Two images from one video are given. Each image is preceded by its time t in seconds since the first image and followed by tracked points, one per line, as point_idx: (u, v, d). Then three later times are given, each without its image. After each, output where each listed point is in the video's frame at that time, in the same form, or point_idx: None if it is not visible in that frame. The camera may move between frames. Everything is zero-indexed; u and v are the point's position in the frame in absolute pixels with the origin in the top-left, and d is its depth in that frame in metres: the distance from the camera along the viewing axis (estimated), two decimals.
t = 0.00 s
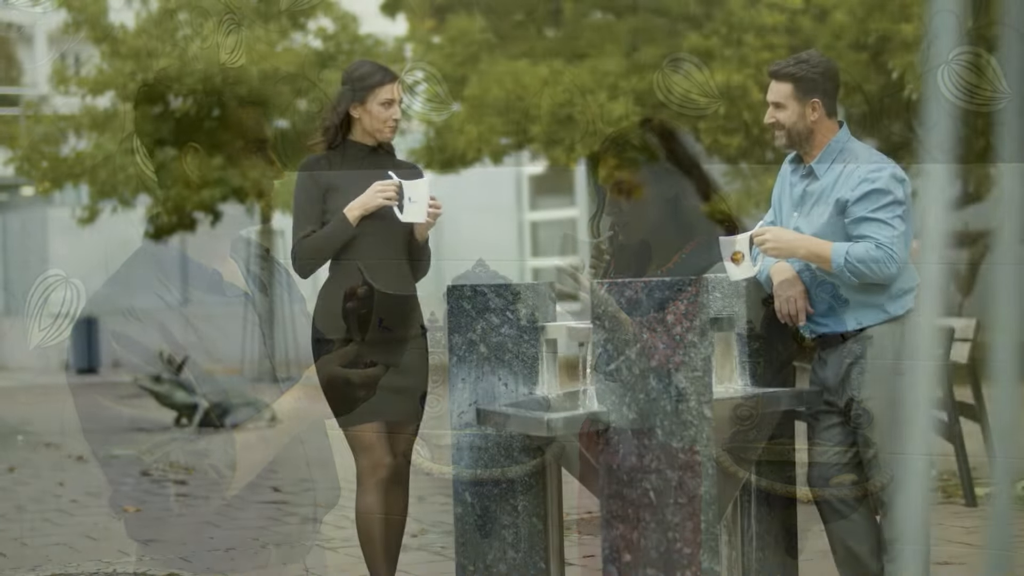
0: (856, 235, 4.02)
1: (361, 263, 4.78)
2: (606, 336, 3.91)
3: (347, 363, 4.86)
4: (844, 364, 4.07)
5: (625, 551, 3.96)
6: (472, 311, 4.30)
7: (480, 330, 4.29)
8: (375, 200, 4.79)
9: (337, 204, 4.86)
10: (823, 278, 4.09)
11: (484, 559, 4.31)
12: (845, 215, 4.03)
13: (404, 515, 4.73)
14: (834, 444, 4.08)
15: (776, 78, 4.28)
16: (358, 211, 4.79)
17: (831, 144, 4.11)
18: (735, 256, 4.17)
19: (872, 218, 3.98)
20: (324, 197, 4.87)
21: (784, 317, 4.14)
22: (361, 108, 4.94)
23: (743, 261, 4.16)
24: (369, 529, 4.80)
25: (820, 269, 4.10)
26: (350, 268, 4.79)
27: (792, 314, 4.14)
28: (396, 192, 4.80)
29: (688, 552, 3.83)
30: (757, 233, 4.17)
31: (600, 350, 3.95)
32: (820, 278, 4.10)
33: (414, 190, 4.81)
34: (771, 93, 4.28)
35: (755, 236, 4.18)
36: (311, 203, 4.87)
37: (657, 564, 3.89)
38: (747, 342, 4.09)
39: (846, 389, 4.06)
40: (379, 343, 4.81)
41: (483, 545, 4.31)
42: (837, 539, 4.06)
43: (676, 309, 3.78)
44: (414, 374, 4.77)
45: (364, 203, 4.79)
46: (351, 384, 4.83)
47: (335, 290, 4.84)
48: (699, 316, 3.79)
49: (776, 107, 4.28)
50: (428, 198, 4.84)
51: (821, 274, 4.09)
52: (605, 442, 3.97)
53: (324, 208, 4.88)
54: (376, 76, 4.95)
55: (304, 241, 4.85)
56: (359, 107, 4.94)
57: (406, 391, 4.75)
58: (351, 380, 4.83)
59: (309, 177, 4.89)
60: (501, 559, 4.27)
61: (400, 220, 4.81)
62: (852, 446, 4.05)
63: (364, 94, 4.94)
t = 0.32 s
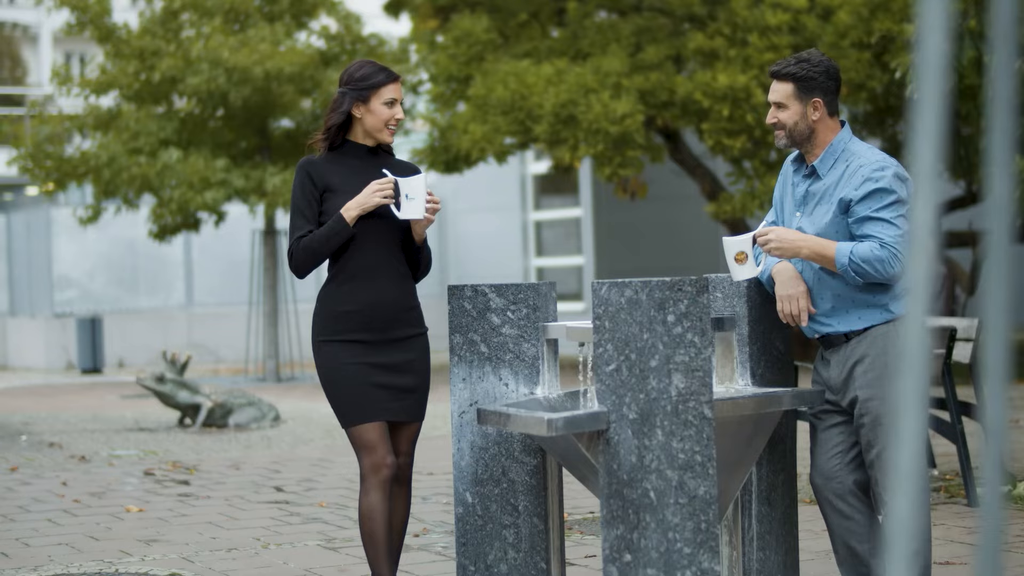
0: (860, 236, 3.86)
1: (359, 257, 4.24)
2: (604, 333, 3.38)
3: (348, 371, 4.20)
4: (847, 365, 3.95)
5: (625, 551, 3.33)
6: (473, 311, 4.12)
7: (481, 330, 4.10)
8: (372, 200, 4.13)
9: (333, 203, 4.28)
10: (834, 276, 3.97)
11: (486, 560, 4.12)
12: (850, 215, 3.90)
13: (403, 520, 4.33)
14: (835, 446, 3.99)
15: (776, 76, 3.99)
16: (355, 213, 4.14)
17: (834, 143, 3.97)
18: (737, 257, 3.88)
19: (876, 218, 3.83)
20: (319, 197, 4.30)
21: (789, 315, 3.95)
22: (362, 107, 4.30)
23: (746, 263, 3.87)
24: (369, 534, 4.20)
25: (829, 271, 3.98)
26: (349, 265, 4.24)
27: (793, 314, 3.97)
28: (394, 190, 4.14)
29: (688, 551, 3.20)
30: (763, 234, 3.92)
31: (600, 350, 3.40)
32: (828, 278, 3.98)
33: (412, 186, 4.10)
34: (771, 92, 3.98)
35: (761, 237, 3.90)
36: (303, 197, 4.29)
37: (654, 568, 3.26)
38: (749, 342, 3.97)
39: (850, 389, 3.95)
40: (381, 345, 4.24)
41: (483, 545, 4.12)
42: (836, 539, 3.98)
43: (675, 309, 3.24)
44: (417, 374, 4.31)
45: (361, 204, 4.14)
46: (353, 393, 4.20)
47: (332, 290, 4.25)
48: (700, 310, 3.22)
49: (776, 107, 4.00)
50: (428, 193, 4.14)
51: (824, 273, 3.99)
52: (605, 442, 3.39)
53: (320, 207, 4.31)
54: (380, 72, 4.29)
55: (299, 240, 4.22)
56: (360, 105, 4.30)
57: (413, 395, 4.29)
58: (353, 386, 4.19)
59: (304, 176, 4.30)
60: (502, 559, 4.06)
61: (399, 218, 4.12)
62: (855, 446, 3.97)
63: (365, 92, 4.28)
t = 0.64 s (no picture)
0: (868, 233, 3.82)
1: (360, 259, 4.25)
2: (605, 336, 3.39)
3: (349, 371, 4.19)
4: (856, 365, 3.93)
5: (625, 551, 3.33)
6: (473, 311, 4.12)
7: (481, 330, 4.10)
8: (374, 199, 4.14)
9: (332, 205, 4.29)
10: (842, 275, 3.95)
11: (487, 560, 4.12)
12: (859, 212, 3.87)
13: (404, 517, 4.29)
14: (842, 445, 3.99)
15: (782, 76, 3.98)
16: (357, 213, 4.14)
17: (841, 143, 3.95)
18: (745, 255, 3.87)
19: (885, 216, 3.79)
20: (319, 198, 4.30)
21: (788, 317, 3.91)
22: (362, 108, 4.30)
23: (754, 261, 3.87)
24: (371, 534, 4.20)
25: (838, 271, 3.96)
26: (350, 266, 4.24)
27: (789, 318, 3.93)
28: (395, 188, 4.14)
29: (687, 552, 3.20)
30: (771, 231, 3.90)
31: (601, 350, 3.40)
32: (836, 277, 3.96)
33: (412, 183, 4.09)
34: (778, 92, 3.96)
35: (769, 234, 3.89)
36: (303, 200, 4.28)
37: (654, 568, 3.27)
38: (750, 342, 3.97)
39: (858, 390, 3.93)
40: (382, 345, 4.24)
41: (485, 546, 4.12)
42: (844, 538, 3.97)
43: (675, 309, 3.24)
44: (418, 374, 4.31)
45: (363, 204, 4.14)
46: (355, 394, 4.19)
47: (332, 292, 4.24)
48: (701, 310, 3.21)
49: (784, 106, 3.97)
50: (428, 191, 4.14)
51: (834, 272, 3.96)
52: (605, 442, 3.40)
53: (319, 209, 4.31)
54: (382, 75, 4.29)
55: (300, 244, 4.23)
56: (360, 106, 4.30)
57: (414, 395, 4.29)
58: (354, 386, 4.19)
59: (301, 177, 4.29)
60: (503, 559, 4.06)
61: (401, 218, 4.11)
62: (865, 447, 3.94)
63: (367, 94, 4.28)
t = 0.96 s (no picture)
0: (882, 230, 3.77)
1: (360, 261, 4.25)
2: (605, 337, 3.38)
3: (349, 372, 4.20)
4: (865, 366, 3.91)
5: (625, 552, 3.33)
6: (473, 312, 4.12)
7: (481, 331, 4.10)
8: (372, 201, 4.14)
9: (332, 208, 4.29)
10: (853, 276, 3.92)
11: (487, 560, 4.12)
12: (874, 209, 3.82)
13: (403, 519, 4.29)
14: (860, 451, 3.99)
15: (794, 73, 3.95)
16: (355, 215, 4.15)
17: (859, 138, 3.92)
18: (759, 251, 3.98)
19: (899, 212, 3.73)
20: (318, 200, 4.31)
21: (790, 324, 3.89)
22: (360, 106, 4.30)
23: (768, 257, 3.97)
24: (367, 534, 4.20)
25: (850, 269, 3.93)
26: (350, 268, 4.25)
27: (791, 320, 3.89)
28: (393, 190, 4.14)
29: (686, 552, 3.20)
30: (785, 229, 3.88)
31: (600, 350, 3.39)
32: (848, 276, 3.92)
33: (411, 185, 4.09)
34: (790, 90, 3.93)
35: (784, 232, 3.86)
36: (303, 202, 4.29)
37: (654, 569, 3.26)
38: (751, 342, 3.97)
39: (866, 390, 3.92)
40: (382, 347, 4.23)
41: (486, 547, 4.12)
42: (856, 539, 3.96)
43: (674, 310, 3.24)
44: (418, 375, 4.31)
45: (361, 207, 4.15)
46: (354, 393, 4.20)
47: (332, 292, 4.25)
48: (699, 310, 3.21)
49: (798, 103, 3.95)
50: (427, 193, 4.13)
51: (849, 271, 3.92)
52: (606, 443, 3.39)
53: (319, 211, 4.31)
54: (378, 71, 4.29)
55: (300, 246, 4.24)
56: (357, 105, 4.30)
57: (414, 396, 4.29)
58: (354, 386, 4.19)
59: (301, 179, 4.30)
60: (503, 560, 4.06)
61: (399, 219, 4.11)
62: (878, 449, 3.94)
63: (364, 92, 4.29)
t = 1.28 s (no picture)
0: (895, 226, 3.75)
1: (361, 261, 4.25)
2: (605, 338, 3.38)
3: (348, 372, 4.20)
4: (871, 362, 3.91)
5: (625, 552, 3.32)
6: (473, 312, 4.10)
7: (482, 331, 4.08)
8: (372, 204, 4.13)
9: (333, 209, 4.29)
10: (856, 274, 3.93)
11: (487, 561, 4.11)
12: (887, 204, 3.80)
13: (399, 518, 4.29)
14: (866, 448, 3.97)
15: (837, 58, 3.97)
16: (354, 217, 4.13)
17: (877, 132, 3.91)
18: (771, 242, 3.89)
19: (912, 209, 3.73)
20: (320, 200, 4.31)
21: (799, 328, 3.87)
22: (358, 103, 4.32)
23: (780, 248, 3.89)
24: (363, 535, 4.21)
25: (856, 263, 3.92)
26: (351, 268, 4.25)
27: (803, 322, 3.87)
28: (393, 193, 4.14)
29: (686, 552, 3.20)
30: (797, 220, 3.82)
31: (600, 351, 3.39)
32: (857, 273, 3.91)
33: (411, 188, 4.11)
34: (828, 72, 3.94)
35: (795, 224, 3.82)
36: (305, 202, 4.30)
37: (653, 569, 3.25)
38: (751, 343, 3.97)
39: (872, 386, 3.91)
40: (381, 346, 4.23)
41: (486, 548, 4.11)
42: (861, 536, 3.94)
43: (674, 310, 3.24)
44: (419, 374, 4.30)
45: (361, 208, 4.13)
46: (353, 393, 4.20)
47: (333, 292, 4.25)
48: (700, 311, 3.23)
49: (831, 87, 3.95)
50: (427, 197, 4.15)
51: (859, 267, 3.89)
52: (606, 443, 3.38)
53: (322, 211, 4.32)
54: (373, 66, 4.30)
55: (301, 246, 4.25)
56: (356, 101, 4.32)
57: (414, 395, 4.29)
58: (354, 386, 4.20)
59: (304, 179, 4.30)
60: (503, 560, 4.05)
61: (400, 221, 4.12)
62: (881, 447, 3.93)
63: (360, 87, 4.30)
